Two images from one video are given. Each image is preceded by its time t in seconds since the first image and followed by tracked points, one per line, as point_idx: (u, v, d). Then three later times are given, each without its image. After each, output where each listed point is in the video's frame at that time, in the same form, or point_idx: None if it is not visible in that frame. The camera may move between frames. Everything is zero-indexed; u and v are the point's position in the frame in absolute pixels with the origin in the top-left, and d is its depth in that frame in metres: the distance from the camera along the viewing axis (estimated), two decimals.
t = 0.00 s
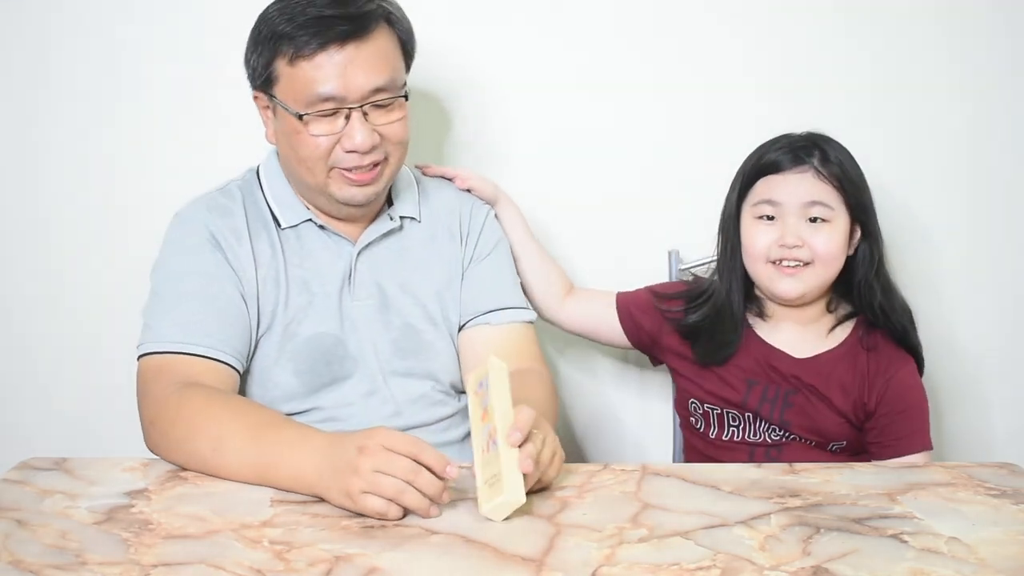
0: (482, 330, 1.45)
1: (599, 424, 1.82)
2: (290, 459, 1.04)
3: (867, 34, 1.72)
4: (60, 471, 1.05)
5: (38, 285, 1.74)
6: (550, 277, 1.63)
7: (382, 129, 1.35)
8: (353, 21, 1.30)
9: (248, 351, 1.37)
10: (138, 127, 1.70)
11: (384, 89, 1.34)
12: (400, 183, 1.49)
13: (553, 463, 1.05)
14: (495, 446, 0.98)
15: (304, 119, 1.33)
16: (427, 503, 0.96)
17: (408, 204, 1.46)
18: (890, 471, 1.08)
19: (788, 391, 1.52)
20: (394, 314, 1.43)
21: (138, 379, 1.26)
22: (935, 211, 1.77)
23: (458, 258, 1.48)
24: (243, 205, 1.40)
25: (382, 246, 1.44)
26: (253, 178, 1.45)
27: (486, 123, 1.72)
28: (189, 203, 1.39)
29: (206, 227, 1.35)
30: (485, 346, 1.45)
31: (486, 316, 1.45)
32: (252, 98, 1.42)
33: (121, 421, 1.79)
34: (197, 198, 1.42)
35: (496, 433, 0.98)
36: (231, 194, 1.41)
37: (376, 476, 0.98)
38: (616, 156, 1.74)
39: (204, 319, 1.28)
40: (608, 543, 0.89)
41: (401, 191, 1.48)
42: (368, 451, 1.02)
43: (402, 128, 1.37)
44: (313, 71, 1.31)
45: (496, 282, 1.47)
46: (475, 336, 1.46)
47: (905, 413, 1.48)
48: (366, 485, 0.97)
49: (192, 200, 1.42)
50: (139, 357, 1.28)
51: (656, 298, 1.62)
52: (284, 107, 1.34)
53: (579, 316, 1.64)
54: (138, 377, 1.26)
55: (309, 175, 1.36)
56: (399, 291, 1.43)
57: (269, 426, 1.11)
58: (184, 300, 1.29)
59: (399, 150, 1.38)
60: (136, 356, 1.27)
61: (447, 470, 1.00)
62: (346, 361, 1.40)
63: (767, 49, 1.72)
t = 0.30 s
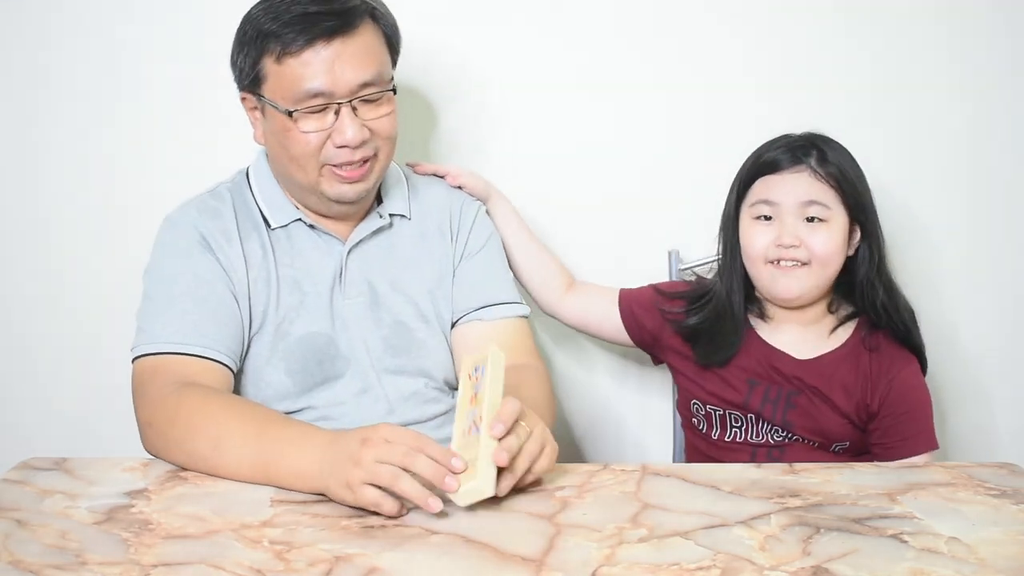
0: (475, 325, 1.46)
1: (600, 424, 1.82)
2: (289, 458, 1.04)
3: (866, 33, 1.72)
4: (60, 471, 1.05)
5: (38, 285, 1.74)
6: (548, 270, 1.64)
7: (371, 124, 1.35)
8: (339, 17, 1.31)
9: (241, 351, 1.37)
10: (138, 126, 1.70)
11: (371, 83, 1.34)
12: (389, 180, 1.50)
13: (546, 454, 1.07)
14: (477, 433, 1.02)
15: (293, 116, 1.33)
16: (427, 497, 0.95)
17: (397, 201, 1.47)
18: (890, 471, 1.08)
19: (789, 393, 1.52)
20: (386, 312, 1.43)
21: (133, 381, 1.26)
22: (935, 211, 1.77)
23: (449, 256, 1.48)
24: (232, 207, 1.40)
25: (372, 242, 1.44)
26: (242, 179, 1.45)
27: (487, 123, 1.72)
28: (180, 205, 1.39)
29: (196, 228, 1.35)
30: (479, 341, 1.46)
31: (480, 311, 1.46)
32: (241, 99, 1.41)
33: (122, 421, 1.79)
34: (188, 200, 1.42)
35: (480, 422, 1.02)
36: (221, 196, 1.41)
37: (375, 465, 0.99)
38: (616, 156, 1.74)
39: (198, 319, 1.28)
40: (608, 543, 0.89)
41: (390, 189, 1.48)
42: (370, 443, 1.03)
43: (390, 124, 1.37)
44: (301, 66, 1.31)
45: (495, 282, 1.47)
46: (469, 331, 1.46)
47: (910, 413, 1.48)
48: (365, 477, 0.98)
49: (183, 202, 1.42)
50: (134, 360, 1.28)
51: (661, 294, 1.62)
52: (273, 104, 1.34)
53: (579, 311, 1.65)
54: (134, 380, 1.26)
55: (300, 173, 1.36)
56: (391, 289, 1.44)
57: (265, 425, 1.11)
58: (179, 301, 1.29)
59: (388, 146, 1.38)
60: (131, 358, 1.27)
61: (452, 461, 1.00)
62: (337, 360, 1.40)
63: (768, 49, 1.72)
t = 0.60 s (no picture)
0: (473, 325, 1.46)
1: (600, 424, 1.82)
2: (291, 456, 1.04)
3: (866, 33, 1.72)
4: (60, 471, 1.05)
5: (38, 284, 1.74)
6: (546, 271, 1.64)
7: (372, 126, 1.35)
8: (349, 17, 1.31)
9: (240, 349, 1.37)
10: (138, 126, 1.70)
11: (376, 85, 1.34)
12: (388, 180, 1.50)
13: (540, 450, 1.08)
14: (469, 428, 1.03)
15: (295, 112, 1.33)
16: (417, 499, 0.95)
17: (395, 201, 1.47)
18: (890, 471, 1.08)
19: (788, 394, 1.52)
20: (383, 312, 1.43)
21: (133, 381, 1.26)
22: (936, 210, 1.77)
23: (447, 256, 1.49)
24: (230, 206, 1.40)
25: (369, 242, 1.44)
26: (240, 179, 1.45)
27: (487, 123, 1.72)
28: (177, 205, 1.39)
29: (193, 228, 1.35)
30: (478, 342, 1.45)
31: (479, 311, 1.46)
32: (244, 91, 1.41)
33: (122, 421, 1.79)
34: (186, 200, 1.42)
35: (472, 417, 1.03)
36: (218, 196, 1.41)
37: (367, 465, 0.99)
38: (616, 156, 1.74)
39: (197, 319, 1.28)
40: (608, 543, 0.89)
41: (388, 189, 1.49)
42: (363, 440, 1.03)
43: (391, 127, 1.37)
44: (307, 62, 1.31)
45: (494, 282, 1.47)
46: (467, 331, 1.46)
47: (909, 415, 1.47)
48: (359, 476, 0.98)
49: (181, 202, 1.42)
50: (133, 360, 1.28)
51: (659, 295, 1.62)
52: (276, 99, 1.34)
53: (579, 311, 1.65)
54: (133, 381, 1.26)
55: (297, 170, 1.36)
56: (388, 288, 1.44)
57: (265, 424, 1.11)
58: (178, 300, 1.29)
59: (387, 148, 1.38)
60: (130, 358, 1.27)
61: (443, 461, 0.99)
62: (336, 360, 1.40)
63: (768, 49, 1.72)
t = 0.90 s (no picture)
0: (477, 325, 1.46)
1: (600, 424, 1.82)
2: (294, 455, 1.04)
3: (866, 33, 1.72)
4: (59, 471, 1.05)
5: (38, 284, 1.74)
6: (547, 272, 1.64)
7: (391, 120, 1.37)
8: (374, 11, 1.34)
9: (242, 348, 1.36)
10: (138, 126, 1.70)
11: (397, 79, 1.37)
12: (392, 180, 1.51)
13: (543, 447, 1.09)
14: (472, 424, 1.04)
15: (322, 100, 1.35)
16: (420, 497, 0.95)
17: (401, 199, 1.48)
18: (890, 471, 1.08)
19: (788, 399, 1.52)
20: (386, 312, 1.43)
21: (134, 381, 1.26)
22: (936, 211, 1.77)
23: (451, 256, 1.49)
24: (233, 206, 1.40)
25: (374, 239, 1.45)
26: (243, 179, 1.45)
27: (488, 123, 1.72)
28: (179, 204, 1.40)
29: (195, 227, 1.35)
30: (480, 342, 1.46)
31: (483, 311, 1.47)
32: (257, 83, 1.42)
33: (122, 421, 1.79)
34: (188, 199, 1.42)
35: (477, 413, 1.04)
36: (221, 195, 1.41)
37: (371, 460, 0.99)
38: (616, 156, 1.74)
39: (198, 318, 1.28)
40: (608, 543, 0.89)
41: (390, 190, 1.49)
42: (366, 433, 1.03)
43: (408, 123, 1.40)
44: (333, 52, 1.33)
45: (497, 282, 1.48)
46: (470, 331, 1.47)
47: (911, 417, 1.48)
48: (362, 471, 0.99)
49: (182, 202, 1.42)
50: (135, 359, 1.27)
51: (658, 299, 1.62)
52: (298, 88, 1.35)
53: (581, 313, 1.65)
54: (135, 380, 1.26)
55: (315, 161, 1.36)
56: (391, 287, 1.44)
57: (266, 424, 1.11)
58: (178, 300, 1.29)
59: (401, 145, 1.40)
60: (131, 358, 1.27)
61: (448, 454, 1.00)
62: (337, 359, 1.40)
63: (768, 49, 1.72)
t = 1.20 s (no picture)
0: (479, 326, 1.46)
1: (600, 424, 1.82)
2: (298, 454, 1.05)
3: (866, 33, 1.72)
4: (59, 471, 1.05)
5: (37, 284, 1.74)
6: (549, 273, 1.64)
7: (399, 118, 1.38)
8: (386, 9, 1.36)
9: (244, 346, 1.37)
10: (139, 126, 1.70)
11: (406, 77, 1.37)
12: (393, 180, 1.51)
13: (546, 445, 1.09)
14: (479, 421, 1.05)
15: (329, 94, 1.35)
16: (423, 500, 0.96)
17: (403, 199, 1.48)
18: (890, 471, 1.08)
19: (792, 400, 1.52)
20: (388, 312, 1.43)
21: (138, 381, 1.25)
22: (936, 210, 1.77)
23: (453, 256, 1.49)
24: (236, 206, 1.40)
25: (377, 239, 1.45)
26: (246, 178, 1.45)
27: (488, 123, 1.72)
28: (183, 203, 1.40)
29: (197, 227, 1.35)
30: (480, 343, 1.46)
31: (484, 312, 1.46)
32: (264, 77, 1.42)
33: (121, 419, 1.78)
34: (191, 198, 1.42)
35: (484, 410, 1.05)
36: (223, 195, 1.41)
37: (374, 461, 0.99)
38: (615, 156, 1.74)
39: (200, 318, 1.28)
40: (608, 543, 0.89)
41: (393, 189, 1.49)
42: (367, 434, 1.03)
43: (414, 121, 1.40)
44: (344, 45, 1.33)
45: (497, 282, 1.48)
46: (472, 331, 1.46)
47: (915, 419, 1.48)
48: (364, 471, 0.98)
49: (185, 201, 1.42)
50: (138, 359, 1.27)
51: (662, 298, 1.62)
52: (306, 81, 1.36)
53: (583, 313, 1.65)
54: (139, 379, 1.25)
55: (320, 155, 1.37)
56: (394, 287, 1.44)
57: (270, 423, 1.11)
58: (181, 300, 1.29)
59: (406, 143, 1.41)
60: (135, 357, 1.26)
61: (450, 457, 0.99)
62: (337, 358, 1.40)
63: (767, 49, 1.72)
